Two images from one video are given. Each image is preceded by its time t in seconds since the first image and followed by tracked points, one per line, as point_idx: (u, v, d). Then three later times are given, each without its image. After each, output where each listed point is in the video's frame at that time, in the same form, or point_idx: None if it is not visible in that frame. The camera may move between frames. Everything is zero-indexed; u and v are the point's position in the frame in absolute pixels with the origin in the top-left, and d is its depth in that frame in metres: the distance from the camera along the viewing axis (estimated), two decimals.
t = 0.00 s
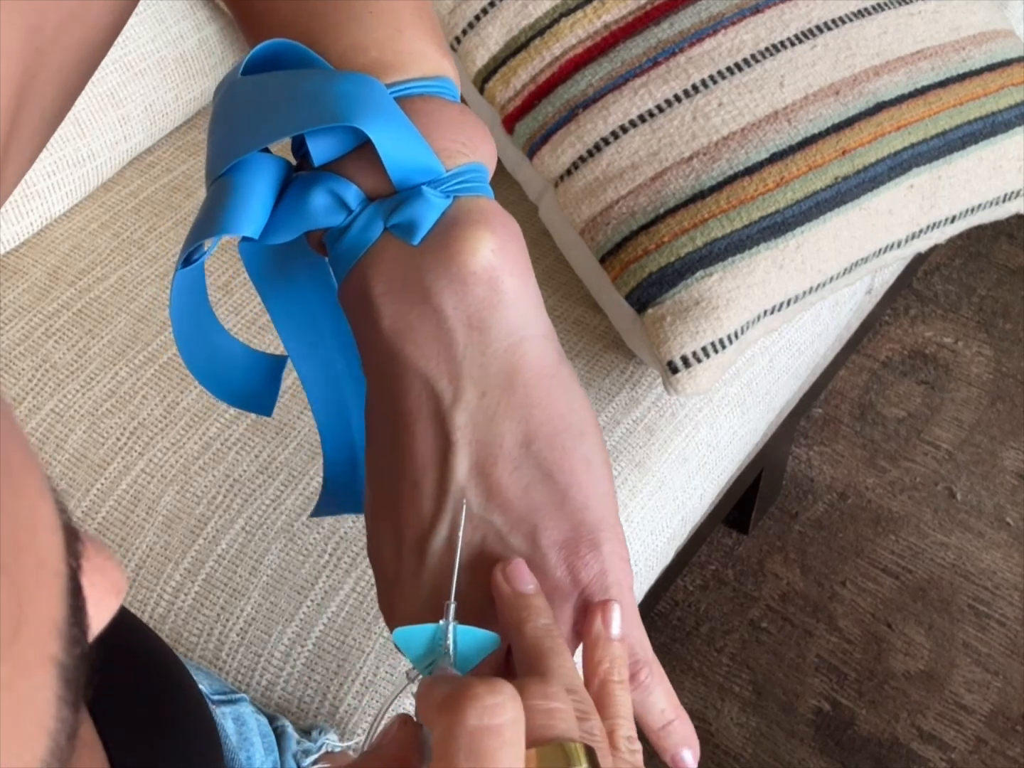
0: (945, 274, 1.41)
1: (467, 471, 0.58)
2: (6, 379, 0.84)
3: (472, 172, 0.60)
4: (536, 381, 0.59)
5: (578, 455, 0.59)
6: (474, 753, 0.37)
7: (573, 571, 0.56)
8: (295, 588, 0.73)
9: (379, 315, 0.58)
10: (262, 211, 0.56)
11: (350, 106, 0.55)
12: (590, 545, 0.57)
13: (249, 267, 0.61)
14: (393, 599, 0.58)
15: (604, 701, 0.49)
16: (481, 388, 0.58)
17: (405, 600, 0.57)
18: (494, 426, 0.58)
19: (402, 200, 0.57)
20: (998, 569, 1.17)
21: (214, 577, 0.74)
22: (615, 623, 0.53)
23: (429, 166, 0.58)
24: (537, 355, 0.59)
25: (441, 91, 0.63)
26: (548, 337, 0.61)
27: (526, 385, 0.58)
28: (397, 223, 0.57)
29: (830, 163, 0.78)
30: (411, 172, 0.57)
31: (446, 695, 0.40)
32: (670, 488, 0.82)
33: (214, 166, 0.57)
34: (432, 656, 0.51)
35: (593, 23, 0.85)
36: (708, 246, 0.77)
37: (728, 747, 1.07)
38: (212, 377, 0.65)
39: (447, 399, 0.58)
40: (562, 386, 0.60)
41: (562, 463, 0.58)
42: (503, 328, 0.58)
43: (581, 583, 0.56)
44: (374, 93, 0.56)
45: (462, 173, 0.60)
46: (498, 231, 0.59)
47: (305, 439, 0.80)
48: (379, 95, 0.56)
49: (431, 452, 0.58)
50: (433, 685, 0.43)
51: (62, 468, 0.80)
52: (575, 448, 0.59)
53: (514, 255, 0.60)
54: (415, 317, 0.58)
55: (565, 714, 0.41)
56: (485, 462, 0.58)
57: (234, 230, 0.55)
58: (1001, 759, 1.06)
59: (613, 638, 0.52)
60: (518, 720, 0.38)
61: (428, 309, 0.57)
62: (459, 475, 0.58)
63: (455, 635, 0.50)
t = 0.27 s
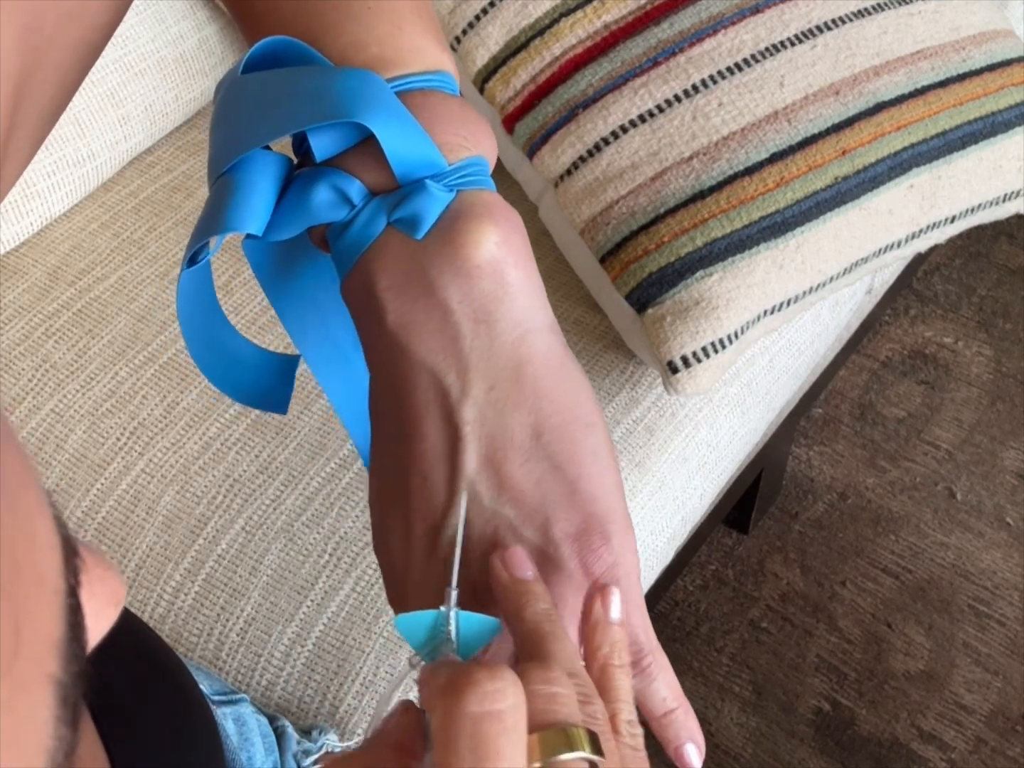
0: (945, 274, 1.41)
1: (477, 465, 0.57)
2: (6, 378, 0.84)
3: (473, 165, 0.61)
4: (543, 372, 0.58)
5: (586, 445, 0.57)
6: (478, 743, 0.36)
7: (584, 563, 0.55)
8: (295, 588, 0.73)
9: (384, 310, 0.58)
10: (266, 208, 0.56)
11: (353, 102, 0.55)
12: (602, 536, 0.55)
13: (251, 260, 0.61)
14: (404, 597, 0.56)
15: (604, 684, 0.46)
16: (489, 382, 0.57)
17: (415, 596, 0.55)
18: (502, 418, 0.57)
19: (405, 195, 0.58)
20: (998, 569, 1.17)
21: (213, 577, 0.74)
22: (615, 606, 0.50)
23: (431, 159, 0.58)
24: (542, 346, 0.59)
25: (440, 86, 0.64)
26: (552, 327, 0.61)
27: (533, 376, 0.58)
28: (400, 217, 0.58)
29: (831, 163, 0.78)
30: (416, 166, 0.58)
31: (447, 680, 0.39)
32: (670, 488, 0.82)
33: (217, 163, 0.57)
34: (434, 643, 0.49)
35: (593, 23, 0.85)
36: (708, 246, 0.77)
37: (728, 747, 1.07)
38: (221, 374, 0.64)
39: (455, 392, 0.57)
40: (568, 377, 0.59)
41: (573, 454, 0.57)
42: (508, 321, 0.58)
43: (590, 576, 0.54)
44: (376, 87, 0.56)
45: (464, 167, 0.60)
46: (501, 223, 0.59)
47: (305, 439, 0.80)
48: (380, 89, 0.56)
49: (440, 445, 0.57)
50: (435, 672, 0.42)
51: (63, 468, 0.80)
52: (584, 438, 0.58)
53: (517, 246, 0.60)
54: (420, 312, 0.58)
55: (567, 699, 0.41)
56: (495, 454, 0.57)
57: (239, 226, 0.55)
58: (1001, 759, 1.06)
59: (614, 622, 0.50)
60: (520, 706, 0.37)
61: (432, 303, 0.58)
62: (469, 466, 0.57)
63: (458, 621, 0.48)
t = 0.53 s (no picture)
0: (945, 274, 1.41)
1: (482, 457, 0.58)
2: (6, 378, 0.84)
3: (478, 159, 0.60)
4: (547, 368, 0.59)
5: (588, 441, 0.59)
6: (482, 719, 0.36)
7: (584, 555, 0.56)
8: (295, 588, 0.73)
9: (391, 300, 0.58)
10: (271, 193, 0.55)
11: (369, 90, 0.54)
12: (602, 529, 0.57)
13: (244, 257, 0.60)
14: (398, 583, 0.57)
15: (604, 669, 0.47)
16: (495, 375, 0.58)
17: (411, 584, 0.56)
18: (508, 411, 0.59)
19: (415, 184, 0.58)
20: (998, 569, 1.17)
21: (214, 577, 0.74)
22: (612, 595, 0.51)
23: (440, 151, 0.58)
24: (546, 342, 0.60)
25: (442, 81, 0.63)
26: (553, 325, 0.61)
27: (538, 373, 0.59)
28: (410, 206, 0.57)
29: (831, 163, 0.78)
30: (424, 158, 0.57)
31: (452, 664, 0.39)
32: (670, 488, 0.82)
33: (218, 148, 0.56)
34: (442, 632, 0.49)
35: (593, 23, 0.85)
36: (708, 246, 0.77)
37: (728, 747, 1.07)
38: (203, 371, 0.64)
39: (460, 386, 0.58)
40: (570, 373, 0.60)
41: (576, 448, 0.59)
42: (515, 315, 0.59)
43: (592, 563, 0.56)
44: (390, 79, 0.56)
45: (469, 161, 0.60)
46: (508, 216, 0.59)
47: (305, 439, 0.80)
48: (394, 82, 0.56)
49: (444, 438, 0.58)
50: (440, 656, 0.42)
51: (63, 468, 0.80)
52: (585, 433, 0.59)
53: (525, 241, 0.60)
54: (427, 304, 0.58)
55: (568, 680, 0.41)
56: (499, 448, 0.58)
57: (242, 212, 0.54)
58: (1001, 759, 1.06)
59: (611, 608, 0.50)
60: (523, 684, 0.37)
61: (441, 296, 0.58)
62: (475, 460, 0.58)
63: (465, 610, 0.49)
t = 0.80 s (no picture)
0: (945, 274, 1.41)
1: (453, 461, 0.54)
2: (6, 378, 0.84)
3: (460, 161, 0.58)
4: (521, 378, 0.56)
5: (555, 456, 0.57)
6: (481, 719, 0.35)
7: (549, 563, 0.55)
8: (295, 588, 0.73)
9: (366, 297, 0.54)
10: (250, 186, 0.53)
11: (353, 86, 0.52)
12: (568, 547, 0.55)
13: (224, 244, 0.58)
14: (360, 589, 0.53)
15: (589, 663, 0.47)
16: (468, 378, 0.55)
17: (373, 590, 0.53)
18: (481, 419, 0.55)
19: (397, 183, 0.55)
20: (998, 569, 1.17)
21: (214, 577, 0.74)
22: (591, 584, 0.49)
23: (424, 152, 0.55)
24: (519, 349, 0.57)
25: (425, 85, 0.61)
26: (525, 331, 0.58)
27: (512, 379, 0.56)
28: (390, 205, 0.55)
29: (831, 163, 0.78)
30: (407, 156, 0.55)
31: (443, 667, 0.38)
32: (669, 488, 0.82)
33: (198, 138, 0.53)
34: (421, 638, 0.48)
35: (593, 23, 0.85)
36: (708, 246, 0.77)
37: (728, 747, 1.07)
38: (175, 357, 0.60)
39: (434, 387, 0.54)
40: (541, 384, 0.58)
41: (545, 457, 0.56)
42: (492, 319, 0.56)
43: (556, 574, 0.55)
44: (375, 74, 0.54)
45: (452, 162, 0.57)
46: (490, 217, 0.57)
47: (305, 440, 0.80)
48: (380, 79, 0.54)
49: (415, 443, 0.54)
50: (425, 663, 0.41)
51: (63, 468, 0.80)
52: (552, 446, 0.57)
53: (503, 245, 0.57)
54: (403, 301, 0.54)
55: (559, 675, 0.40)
56: (470, 459, 0.55)
57: (222, 206, 0.52)
58: (1001, 759, 1.06)
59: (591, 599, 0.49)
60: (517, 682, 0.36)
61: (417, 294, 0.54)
62: (445, 461, 0.54)
63: (443, 614, 0.48)
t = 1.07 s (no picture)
0: (945, 274, 1.41)
1: (440, 461, 0.54)
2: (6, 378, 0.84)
3: (456, 164, 0.58)
4: (515, 381, 0.56)
5: (546, 460, 0.57)
6: (442, 719, 0.35)
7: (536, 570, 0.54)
8: (295, 588, 0.73)
9: (361, 300, 0.54)
10: (247, 191, 0.53)
11: (347, 91, 0.52)
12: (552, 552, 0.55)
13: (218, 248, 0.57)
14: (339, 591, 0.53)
15: (568, 667, 0.47)
16: (461, 381, 0.55)
17: (353, 591, 0.52)
18: (471, 420, 0.55)
19: (393, 187, 0.55)
20: (998, 569, 1.17)
21: (214, 576, 0.74)
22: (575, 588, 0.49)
23: (420, 156, 0.55)
24: (514, 353, 0.57)
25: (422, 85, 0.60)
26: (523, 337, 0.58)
27: (506, 383, 0.56)
28: (386, 210, 0.55)
29: (831, 163, 0.78)
30: (402, 160, 0.55)
31: (410, 663, 0.37)
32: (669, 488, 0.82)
33: (196, 144, 0.53)
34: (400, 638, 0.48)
35: (593, 23, 0.85)
36: (708, 246, 0.77)
37: (728, 748, 1.07)
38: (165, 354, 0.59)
39: (427, 388, 0.54)
40: (536, 389, 0.58)
41: (534, 465, 0.56)
42: (487, 323, 0.56)
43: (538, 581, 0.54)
44: (370, 79, 0.54)
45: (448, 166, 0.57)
46: (485, 220, 0.57)
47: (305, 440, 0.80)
48: (375, 83, 0.54)
49: (403, 441, 0.54)
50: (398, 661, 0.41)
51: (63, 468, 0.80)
52: (542, 452, 0.57)
53: (500, 249, 0.57)
54: (398, 304, 0.55)
55: (532, 676, 0.40)
56: (457, 457, 0.55)
57: (218, 210, 0.52)
58: (1001, 759, 1.06)
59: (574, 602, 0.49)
60: (481, 681, 0.36)
61: (414, 297, 0.54)
62: (433, 463, 0.54)
63: (422, 614, 0.47)
